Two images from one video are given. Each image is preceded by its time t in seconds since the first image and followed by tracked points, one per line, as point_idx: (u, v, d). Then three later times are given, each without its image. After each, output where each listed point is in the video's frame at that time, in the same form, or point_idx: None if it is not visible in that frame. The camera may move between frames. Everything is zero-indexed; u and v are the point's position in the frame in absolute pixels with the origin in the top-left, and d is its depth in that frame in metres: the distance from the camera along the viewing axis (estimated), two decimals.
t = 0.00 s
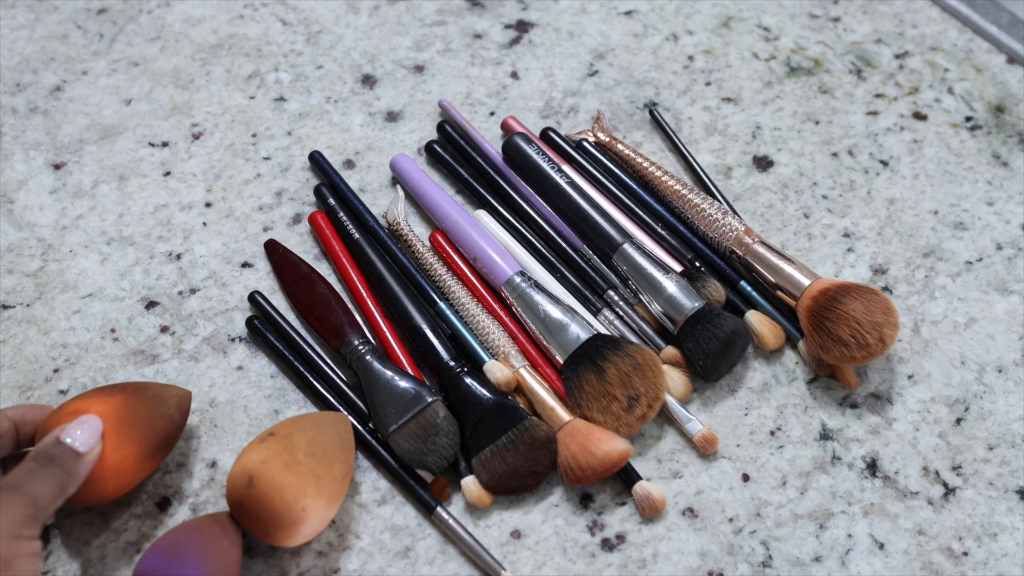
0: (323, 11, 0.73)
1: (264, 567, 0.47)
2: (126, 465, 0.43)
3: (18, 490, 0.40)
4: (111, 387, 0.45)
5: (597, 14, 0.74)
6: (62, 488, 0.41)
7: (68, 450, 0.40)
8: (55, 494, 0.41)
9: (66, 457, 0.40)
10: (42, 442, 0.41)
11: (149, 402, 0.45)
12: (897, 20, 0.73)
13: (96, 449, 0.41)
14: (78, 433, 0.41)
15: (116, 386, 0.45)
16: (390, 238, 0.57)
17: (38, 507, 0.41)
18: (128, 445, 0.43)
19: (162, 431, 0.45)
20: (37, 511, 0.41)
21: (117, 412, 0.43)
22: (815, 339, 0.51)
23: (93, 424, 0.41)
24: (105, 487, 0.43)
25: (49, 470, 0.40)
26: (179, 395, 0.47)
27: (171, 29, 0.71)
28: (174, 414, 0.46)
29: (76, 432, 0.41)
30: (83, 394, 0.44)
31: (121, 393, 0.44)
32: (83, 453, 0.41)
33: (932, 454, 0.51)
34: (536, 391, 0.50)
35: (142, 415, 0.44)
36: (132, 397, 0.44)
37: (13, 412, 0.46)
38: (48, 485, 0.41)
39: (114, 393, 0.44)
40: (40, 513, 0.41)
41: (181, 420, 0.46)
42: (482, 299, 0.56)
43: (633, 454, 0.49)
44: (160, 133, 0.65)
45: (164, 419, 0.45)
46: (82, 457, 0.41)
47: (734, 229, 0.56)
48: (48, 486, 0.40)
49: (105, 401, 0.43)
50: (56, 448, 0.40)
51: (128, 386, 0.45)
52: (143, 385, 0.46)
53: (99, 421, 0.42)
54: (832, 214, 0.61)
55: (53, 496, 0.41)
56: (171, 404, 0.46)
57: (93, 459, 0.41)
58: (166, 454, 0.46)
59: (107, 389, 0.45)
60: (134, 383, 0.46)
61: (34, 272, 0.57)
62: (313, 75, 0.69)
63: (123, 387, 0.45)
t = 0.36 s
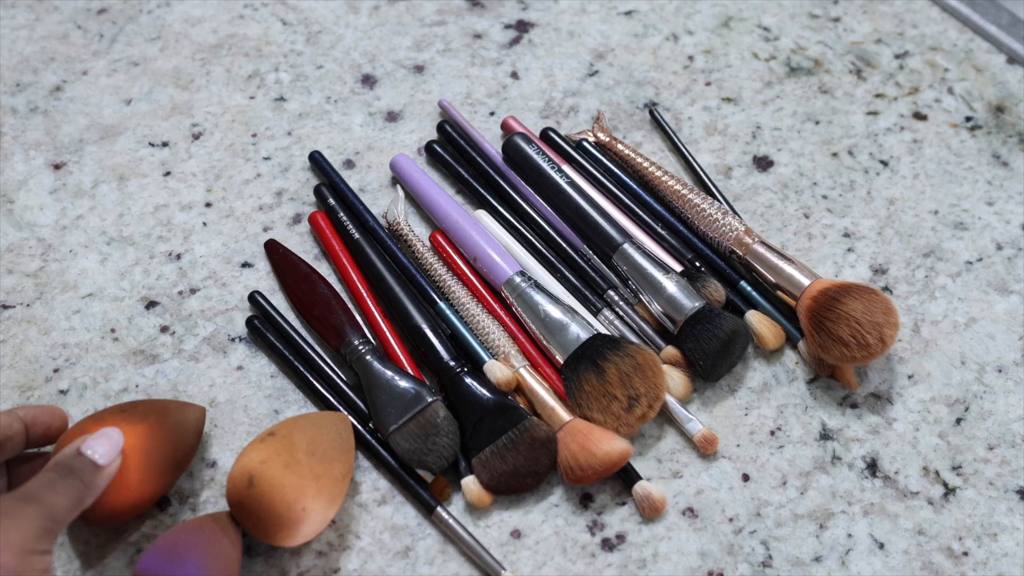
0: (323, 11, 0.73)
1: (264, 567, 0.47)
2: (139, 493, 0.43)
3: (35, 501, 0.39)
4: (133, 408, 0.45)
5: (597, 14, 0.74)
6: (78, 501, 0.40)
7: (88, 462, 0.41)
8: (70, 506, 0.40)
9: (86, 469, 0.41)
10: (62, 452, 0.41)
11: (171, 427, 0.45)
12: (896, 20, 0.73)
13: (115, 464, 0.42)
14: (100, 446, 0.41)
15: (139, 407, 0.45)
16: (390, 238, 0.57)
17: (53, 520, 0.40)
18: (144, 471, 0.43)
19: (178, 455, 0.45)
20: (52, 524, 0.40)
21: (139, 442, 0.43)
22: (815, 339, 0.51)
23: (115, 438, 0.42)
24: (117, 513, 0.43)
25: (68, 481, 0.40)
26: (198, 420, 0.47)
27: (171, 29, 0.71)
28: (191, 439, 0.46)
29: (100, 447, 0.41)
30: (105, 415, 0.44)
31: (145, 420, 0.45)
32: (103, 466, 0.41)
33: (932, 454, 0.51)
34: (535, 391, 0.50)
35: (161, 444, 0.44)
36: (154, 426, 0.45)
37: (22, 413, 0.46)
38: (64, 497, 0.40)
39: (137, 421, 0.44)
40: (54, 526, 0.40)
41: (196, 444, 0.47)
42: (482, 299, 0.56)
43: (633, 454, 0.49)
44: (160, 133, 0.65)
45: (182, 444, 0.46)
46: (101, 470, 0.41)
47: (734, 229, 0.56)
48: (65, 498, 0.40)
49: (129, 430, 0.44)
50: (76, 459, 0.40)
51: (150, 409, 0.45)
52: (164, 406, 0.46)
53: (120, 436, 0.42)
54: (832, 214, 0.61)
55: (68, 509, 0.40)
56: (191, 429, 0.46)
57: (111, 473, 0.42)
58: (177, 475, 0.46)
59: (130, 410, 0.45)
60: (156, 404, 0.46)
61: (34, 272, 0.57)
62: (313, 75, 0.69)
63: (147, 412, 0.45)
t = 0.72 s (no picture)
0: (323, 11, 0.73)
1: (264, 567, 0.47)
2: (147, 523, 0.44)
3: (13, 510, 0.40)
4: (147, 437, 0.44)
5: (597, 14, 0.74)
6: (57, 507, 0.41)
7: (65, 469, 0.40)
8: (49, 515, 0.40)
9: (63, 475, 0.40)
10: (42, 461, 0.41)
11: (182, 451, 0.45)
12: (896, 20, 0.73)
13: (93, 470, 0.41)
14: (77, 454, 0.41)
15: (152, 433, 0.44)
16: (390, 239, 0.57)
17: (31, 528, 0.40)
18: (153, 505, 0.43)
19: (188, 474, 0.45)
20: (30, 533, 0.40)
21: (152, 480, 0.43)
22: (815, 339, 0.51)
23: (93, 445, 0.41)
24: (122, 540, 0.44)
25: (46, 489, 0.40)
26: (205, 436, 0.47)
27: (171, 29, 0.71)
28: (198, 455, 0.46)
29: (77, 454, 0.40)
30: (120, 442, 0.43)
31: (159, 453, 0.44)
32: (81, 473, 0.41)
33: (932, 454, 0.51)
34: (536, 391, 0.50)
35: (173, 476, 0.44)
36: (168, 458, 0.44)
37: None
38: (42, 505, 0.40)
39: (152, 455, 0.43)
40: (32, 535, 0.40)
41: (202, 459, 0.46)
42: (482, 299, 0.56)
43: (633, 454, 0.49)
44: (160, 133, 0.65)
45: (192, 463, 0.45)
46: (78, 477, 0.41)
47: (734, 229, 0.56)
48: (43, 506, 0.40)
49: (143, 465, 0.43)
50: (54, 467, 0.40)
51: (163, 437, 0.44)
52: (177, 431, 0.45)
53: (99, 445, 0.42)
54: (832, 214, 0.61)
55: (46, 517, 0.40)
56: (198, 446, 0.46)
57: (91, 480, 0.41)
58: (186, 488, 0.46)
59: (144, 439, 0.44)
60: (169, 428, 0.45)
61: (34, 272, 0.57)
62: (313, 75, 0.69)
63: (162, 442, 0.44)
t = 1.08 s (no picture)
0: (323, 11, 0.73)
1: (264, 567, 0.47)
2: (150, 524, 0.44)
3: None
4: (150, 439, 0.44)
5: (597, 14, 0.74)
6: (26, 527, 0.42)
7: (32, 491, 0.41)
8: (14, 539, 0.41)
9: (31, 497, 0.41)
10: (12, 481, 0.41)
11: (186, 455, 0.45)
12: (896, 20, 0.73)
13: (61, 491, 0.41)
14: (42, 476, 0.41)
15: (155, 435, 0.44)
16: (390, 239, 0.57)
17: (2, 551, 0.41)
18: (156, 508, 0.43)
19: (191, 477, 0.45)
20: None
21: (155, 482, 0.43)
22: (815, 340, 0.51)
23: (61, 467, 0.41)
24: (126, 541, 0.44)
25: (13, 512, 0.41)
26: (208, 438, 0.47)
27: (171, 29, 0.71)
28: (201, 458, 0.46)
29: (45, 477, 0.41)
30: (122, 445, 0.43)
31: (162, 456, 0.44)
32: (47, 495, 0.41)
33: (932, 454, 0.51)
34: (536, 391, 0.50)
35: (177, 478, 0.44)
36: (171, 460, 0.44)
37: None
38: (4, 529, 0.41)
39: (155, 458, 0.43)
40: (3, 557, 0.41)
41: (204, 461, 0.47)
42: (482, 299, 0.56)
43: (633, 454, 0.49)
44: (160, 133, 0.65)
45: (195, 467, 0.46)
46: (45, 498, 0.41)
47: (734, 229, 0.56)
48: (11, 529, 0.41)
49: (146, 469, 0.43)
50: (21, 491, 0.41)
51: (167, 440, 0.44)
52: (180, 433, 0.45)
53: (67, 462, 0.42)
54: (832, 214, 0.61)
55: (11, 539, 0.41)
56: (201, 449, 0.46)
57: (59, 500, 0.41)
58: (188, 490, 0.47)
59: (148, 442, 0.44)
60: (172, 430, 0.45)
61: (34, 272, 0.57)
62: (313, 75, 0.69)
63: (165, 446, 0.44)
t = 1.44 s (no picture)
0: (322, 11, 0.73)
1: (264, 567, 0.47)
2: (152, 525, 0.44)
3: None
4: (154, 440, 0.44)
5: (597, 14, 0.74)
6: None
7: None
8: None
9: None
10: None
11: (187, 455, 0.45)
12: (896, 20, 0.73)
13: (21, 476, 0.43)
14: None
15: (158, 436, 0.44)
16: (390, 239, 0.57)
17: None
18: (163, 509, 0.44)
19: (194, 478, 0.45)
20: None
21: (160, 484, 0.43)
22: (815, 340, 0.51)
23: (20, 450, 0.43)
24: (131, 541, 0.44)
25: None
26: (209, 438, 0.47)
27: (171, 29, 0.71)
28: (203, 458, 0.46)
29: None
30: (125, 447, 0.43)
31: (165, 457, 0.44)
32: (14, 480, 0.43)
33: (932, 454, 0.51)
34: (536, 391, 0.50)
35: (181, 479, 0.44)
36: (175, 461, 0.44)
37: None
38: None
39: (159, 460, 0.43)
40: None
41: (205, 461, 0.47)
42: (482, 299, 0.56)
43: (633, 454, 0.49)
44: (160, 133, 0.65)
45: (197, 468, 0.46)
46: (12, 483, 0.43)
47: (734, 229, 0.56)
48: None
49: (151, 470, 0.43)
50: None
51: (170, 441, 0.44)
52: (183, 434, 0.45)
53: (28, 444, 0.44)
54: (832, 214, 0.61)
55: None
56: (202, 450, 0.46)
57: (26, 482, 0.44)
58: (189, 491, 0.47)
59: (152, 443, 0.44)
60: (174, 431, 0.45)
61: (34, 272, 0.57)
62: (313, 75, 0.69)
63: (169, 447, 0.44)
